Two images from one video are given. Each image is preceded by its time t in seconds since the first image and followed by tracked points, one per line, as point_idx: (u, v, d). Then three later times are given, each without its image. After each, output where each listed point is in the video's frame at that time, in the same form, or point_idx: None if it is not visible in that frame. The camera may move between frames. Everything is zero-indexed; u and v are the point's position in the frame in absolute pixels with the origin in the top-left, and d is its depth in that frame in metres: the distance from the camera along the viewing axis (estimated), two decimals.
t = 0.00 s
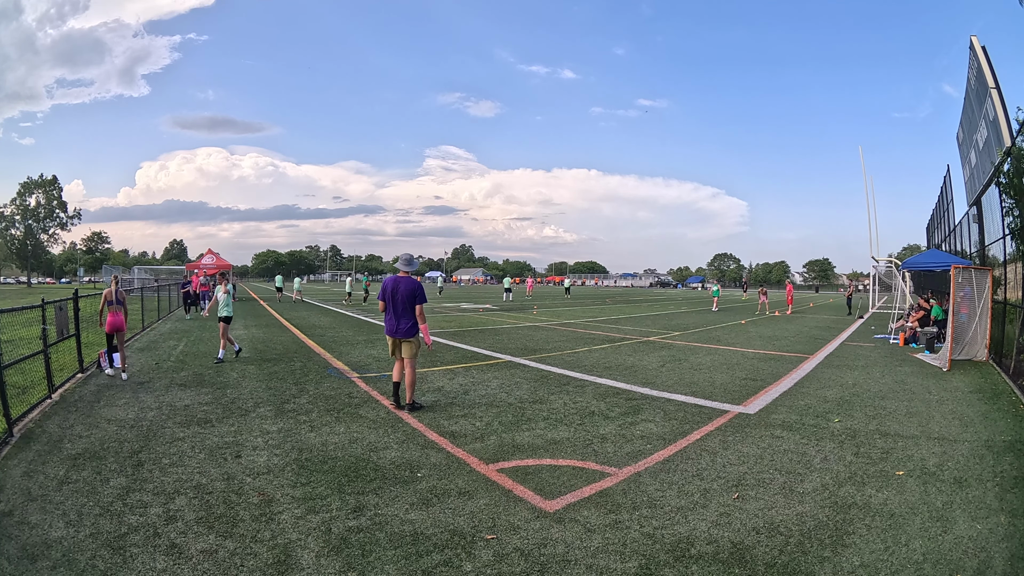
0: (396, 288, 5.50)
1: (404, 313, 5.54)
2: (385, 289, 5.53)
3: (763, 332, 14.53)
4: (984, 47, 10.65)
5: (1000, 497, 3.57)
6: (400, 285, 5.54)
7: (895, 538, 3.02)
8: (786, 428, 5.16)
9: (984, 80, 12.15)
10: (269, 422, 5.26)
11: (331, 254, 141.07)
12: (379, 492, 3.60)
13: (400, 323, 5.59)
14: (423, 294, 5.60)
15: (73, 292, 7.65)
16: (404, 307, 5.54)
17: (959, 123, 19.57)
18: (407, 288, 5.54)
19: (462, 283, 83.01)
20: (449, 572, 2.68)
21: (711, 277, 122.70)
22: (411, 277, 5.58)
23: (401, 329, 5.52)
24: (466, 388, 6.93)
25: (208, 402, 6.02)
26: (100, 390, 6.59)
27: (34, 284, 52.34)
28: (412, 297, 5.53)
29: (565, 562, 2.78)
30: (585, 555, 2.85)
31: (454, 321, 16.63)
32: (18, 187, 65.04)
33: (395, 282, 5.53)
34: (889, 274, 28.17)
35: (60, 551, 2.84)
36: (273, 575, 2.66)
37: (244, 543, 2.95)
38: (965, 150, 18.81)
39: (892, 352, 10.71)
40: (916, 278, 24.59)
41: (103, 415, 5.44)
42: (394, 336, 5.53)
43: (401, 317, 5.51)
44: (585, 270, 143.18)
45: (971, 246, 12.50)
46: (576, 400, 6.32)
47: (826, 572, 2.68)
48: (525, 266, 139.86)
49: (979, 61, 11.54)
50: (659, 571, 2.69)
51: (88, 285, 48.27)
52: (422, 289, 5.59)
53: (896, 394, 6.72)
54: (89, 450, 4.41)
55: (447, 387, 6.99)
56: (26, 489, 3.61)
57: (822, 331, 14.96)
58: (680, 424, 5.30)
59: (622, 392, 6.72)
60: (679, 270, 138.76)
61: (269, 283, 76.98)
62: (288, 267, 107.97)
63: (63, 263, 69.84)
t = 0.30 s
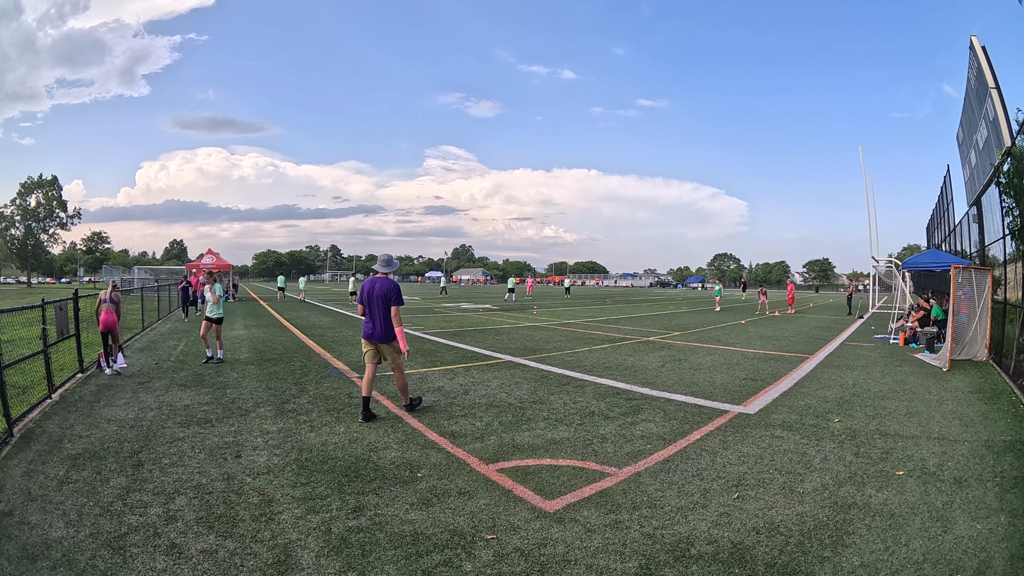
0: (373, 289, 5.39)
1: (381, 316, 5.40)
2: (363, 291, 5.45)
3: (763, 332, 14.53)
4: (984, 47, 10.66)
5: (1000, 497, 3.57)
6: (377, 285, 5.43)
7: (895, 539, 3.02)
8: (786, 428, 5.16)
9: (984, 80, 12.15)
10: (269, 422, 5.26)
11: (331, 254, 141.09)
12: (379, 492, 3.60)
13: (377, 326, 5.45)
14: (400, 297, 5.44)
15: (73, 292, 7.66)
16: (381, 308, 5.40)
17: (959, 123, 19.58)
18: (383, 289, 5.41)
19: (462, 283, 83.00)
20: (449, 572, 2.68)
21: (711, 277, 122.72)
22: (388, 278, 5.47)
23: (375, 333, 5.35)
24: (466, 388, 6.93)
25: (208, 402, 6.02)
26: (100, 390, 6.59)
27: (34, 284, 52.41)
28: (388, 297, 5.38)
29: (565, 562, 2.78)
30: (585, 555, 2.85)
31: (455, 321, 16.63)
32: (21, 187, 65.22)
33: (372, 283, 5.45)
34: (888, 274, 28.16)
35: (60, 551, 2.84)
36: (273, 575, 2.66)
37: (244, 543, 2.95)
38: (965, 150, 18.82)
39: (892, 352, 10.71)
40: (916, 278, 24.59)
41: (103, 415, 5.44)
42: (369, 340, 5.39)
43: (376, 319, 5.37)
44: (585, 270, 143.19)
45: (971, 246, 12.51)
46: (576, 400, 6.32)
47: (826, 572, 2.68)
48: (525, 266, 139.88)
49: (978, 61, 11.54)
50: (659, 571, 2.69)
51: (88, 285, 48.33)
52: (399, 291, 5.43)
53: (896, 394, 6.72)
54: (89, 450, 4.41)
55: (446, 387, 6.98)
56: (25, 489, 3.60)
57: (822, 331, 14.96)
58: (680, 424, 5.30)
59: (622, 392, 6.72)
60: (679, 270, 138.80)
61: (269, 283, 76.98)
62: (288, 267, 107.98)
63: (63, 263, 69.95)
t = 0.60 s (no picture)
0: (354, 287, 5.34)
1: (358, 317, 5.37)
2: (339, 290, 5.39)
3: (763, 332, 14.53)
4: (984, 47, 10.67)
5: (1000, 497, 3.57)
6: (358, 285, 5.35)
7: (895, 538, 3.02)
8: (786, 427, 5.16)
9: (984, 80, 12.16)
10: (269, 422, 5.26)
11: (331, 254, 141.02)
12: (379, 492, 3.60)
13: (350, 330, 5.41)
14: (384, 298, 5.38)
15: (72, 292, 7.65)
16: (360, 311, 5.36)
17: (959, 123, 19.59)
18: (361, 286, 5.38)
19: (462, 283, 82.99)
20: (449, 572, 2.68)
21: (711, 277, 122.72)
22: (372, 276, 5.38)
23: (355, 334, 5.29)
24: (466, 388, 6.93)
25: (208, 402, 6.02)
26: (100, 390, 6.59)
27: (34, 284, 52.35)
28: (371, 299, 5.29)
29: (565, 562, 2.78)
30: (585, 554, 2.85)
31: (455, 321, 16.63)
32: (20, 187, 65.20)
33: (352, 282, 5.43)
34: (889, 274, 28.16)
35: (60, 551, 2.84)
36: (273, 574, 2.66)
37: (244, 543, 2.95)
38: (965, 150, 18.83)
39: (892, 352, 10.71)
40: (916, 278, 24.60)
41: (103, 415, 5.44)
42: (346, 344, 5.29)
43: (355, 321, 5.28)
44: (585, 270, 143.19)
45: (971, 246, 12.51)
46: (576, 400, 6.32)
47: (826, 572, 2.68)
48: (525, 266, 139.88)
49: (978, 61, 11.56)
50: (659, 571, 2.69)
51: (87, 285, 48.08)
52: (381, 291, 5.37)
53: (896, 394, 6.72)
54: (89, 450, 4.41)
55: (446, 386, 6.99)
56: (25, 489, 3.61)
57: (822, 331, 14.97)
58: (680, 424, 5.30)
59: (622, 392, 6.72)
60: (679, 270, 138.81)
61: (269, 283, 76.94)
62: (288, 267, 107.96)
63: (63, 263, 69.90)
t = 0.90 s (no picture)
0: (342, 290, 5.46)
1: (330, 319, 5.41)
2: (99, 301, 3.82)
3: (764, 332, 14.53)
4: (984, 47, 10.68)
5: (1001, 497, 3.57)
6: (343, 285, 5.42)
7: (895, 539, 3.02)
8: (786, 427, 5.16)
9: (984, 80, 12.17)
10: (269, 422, 5.26)
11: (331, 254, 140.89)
12: (379, 492, 3.60)
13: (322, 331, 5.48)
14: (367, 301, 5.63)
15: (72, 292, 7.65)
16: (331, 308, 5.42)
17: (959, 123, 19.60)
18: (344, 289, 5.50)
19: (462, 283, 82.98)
20: (449, 572, 2.68)
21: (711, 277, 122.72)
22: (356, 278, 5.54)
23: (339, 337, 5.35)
24: (466, 388, 6.93)
25: (208, 402, 6.02)
26: (101, 390, 6.59)
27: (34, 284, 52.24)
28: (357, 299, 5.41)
29: (565, 562, 2.78)
30: (585, 555, 2.85)
31: (455, 321, 16.63)
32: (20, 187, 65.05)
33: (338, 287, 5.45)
34: (889, 274, 28.16)
35: (60, 551, 2.84)
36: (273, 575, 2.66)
37: (244, 543, 2.95)
38: (965, 150, 18.84)
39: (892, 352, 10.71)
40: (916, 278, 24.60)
41: (102, 415, 5.44)
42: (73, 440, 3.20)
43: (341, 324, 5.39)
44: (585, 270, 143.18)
45: (971, 246, 12.51)
46: (576, 400, 6.32)
47: (826, 572, 2.68)
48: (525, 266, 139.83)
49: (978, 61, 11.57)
50: (659, 571, 2.69)
51: (88, 284, 47.26)
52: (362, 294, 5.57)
53: (897, 394, 6.72)
54: (89, 450, 4.41)
55: (446, 387, 6.98)
56: (26, 489, 3.61)
57: (823, 331, 14.97)
58: (680, 424, 5.30)
59: (622, 392, 6.72)
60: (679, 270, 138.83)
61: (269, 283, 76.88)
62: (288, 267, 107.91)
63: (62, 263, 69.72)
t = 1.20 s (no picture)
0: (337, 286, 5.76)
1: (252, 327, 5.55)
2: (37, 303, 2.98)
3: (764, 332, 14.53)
4: (984, 48, 10.68)
5: (1000, 497, 3.57)
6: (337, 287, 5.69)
7: (895, 539, 3.02)
8: (786, 427, 5.16)
9: (983, 81, 12.16)
10: (269, 422, 5.26)
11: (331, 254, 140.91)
12: (379, 492, 3.60)
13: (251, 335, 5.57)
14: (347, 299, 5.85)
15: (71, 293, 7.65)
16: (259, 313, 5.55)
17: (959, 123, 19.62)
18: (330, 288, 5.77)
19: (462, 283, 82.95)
20: (449, 572, 2.68)
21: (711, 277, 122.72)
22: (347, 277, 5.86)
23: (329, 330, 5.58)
24: (466, 388, 6.92)
25: (208, 402, 6.01)
26: (101, 390, 6.59)
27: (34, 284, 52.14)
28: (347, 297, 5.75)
29: (565, 562, 2.78)
30: (585, 555, 2.85)
31: (455, 321, 16.64)
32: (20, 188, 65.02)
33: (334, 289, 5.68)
34: (889, 274, 28.16)
35: (60, 551, 2.84)
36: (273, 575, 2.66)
37: (244, 543, 2.95)
38: (965, 150, 18.85)
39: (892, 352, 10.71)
40: (916, 278, 24.58)
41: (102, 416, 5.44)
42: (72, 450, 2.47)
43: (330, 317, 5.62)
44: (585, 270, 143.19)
45: (971, 245, 12.51)
46: (576, 400, 6.32)
47: (826, 572, 2.68)
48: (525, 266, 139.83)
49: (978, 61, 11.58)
50: (659, 571, 2.69)
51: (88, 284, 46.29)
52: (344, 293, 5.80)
53: (897, 394, 6.72)
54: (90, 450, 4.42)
55: (446, 386, 6.98)
56: (26, 489, 3.60)
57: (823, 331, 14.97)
58: (680, 424, 5.30)
59: (622, 392, 6.72)
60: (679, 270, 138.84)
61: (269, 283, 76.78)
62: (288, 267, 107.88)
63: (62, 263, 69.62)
